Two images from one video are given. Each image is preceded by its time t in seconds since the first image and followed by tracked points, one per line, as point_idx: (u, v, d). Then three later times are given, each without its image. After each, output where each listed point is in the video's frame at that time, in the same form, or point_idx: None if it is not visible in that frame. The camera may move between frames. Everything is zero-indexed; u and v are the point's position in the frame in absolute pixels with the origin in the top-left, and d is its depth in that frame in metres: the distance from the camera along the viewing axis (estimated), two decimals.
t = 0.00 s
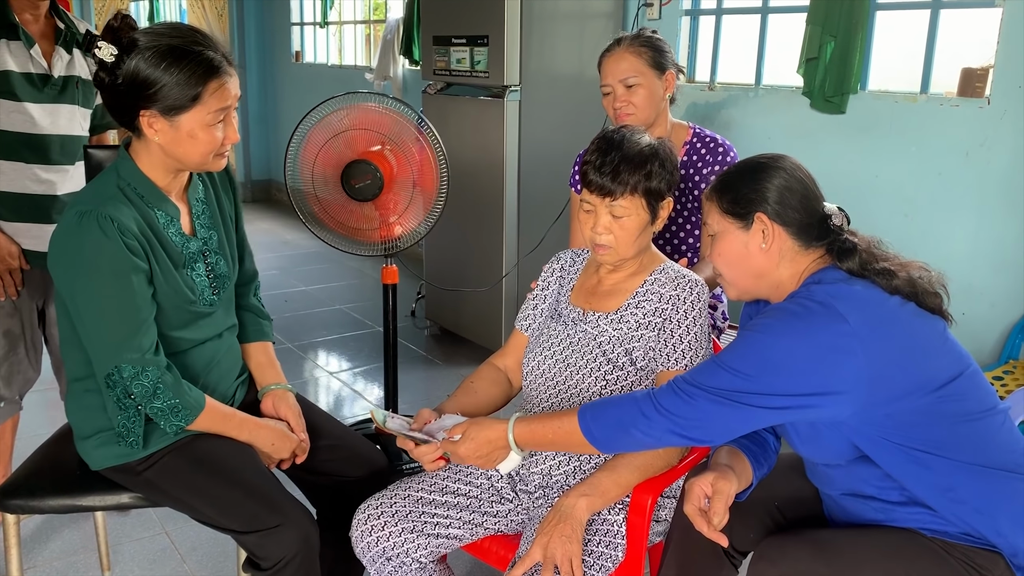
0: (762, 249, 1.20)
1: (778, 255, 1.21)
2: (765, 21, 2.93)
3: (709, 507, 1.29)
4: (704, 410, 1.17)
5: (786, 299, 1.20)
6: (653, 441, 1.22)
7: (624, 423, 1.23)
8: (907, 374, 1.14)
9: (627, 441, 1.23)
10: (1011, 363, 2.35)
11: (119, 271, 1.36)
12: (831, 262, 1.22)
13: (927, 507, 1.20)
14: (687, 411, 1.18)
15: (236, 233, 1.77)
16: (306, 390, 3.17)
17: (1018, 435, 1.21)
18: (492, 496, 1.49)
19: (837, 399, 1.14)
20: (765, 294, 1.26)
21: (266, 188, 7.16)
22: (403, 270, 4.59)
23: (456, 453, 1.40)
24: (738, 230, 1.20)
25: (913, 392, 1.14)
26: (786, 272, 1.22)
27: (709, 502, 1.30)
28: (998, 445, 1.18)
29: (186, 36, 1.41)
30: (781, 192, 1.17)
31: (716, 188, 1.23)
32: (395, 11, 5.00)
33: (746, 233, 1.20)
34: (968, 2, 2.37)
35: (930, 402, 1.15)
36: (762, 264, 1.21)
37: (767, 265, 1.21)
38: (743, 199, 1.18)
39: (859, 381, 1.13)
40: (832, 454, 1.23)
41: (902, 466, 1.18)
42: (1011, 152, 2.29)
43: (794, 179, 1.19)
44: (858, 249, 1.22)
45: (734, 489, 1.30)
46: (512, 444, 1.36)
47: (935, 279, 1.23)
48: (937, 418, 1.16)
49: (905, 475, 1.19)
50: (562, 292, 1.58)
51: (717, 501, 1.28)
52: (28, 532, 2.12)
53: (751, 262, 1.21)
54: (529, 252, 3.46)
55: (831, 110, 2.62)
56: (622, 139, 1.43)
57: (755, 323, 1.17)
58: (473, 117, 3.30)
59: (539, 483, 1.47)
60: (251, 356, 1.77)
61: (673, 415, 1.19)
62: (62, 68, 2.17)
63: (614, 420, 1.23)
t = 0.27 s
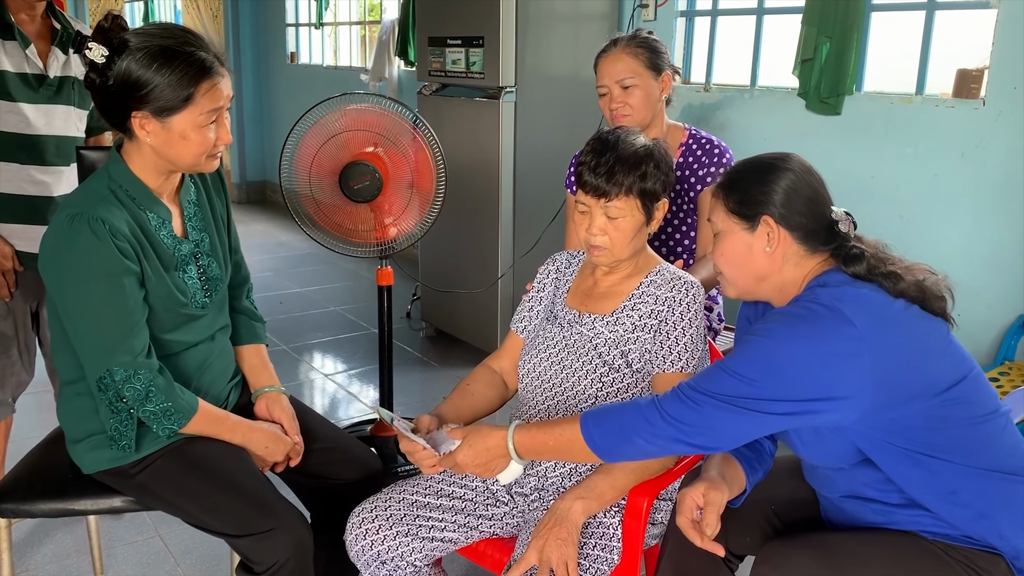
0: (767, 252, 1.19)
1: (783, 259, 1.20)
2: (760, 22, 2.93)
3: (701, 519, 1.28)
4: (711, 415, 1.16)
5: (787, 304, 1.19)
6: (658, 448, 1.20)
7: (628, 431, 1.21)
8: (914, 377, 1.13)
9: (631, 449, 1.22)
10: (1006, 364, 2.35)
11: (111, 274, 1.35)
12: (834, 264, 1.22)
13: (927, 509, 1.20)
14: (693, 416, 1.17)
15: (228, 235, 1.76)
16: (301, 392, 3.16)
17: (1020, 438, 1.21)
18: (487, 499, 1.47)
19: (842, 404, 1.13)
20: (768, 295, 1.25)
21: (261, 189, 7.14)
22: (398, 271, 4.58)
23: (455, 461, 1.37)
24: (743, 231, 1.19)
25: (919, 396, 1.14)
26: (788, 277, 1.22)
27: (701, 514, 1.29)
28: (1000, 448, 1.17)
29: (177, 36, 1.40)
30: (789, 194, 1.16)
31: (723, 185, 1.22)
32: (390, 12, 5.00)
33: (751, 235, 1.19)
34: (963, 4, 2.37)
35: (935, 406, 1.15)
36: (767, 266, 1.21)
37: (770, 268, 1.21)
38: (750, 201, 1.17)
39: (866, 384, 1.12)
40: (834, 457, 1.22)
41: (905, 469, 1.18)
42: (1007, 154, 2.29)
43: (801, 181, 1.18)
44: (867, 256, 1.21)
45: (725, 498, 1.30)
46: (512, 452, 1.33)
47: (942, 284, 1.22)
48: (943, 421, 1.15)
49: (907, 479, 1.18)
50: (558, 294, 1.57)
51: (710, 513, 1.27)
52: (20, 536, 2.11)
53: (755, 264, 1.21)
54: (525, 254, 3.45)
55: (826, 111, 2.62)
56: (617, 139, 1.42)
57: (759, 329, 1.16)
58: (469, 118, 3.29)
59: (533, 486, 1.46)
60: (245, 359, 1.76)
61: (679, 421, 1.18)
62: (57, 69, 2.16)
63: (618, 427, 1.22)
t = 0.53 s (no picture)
0: (784, 255, 1.16)
1: (800, 259, 1.17)
2: (755, 23, 2.93)
3: (678, 530, 1.29)
4: (792, 442, 1.06)
5: (814, 313, 1.14)
6: (744, 489, 1.09)
7: (701, 471, 1.10)
8: (944, 376, 1.12)
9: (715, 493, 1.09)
10: (1002, 364, 2.34)
11: (104, 276, 1.34)
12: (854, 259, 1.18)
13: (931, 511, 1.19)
14: (771, 446, 1.07)
15: (222, 236, 1.75)
16: (297, 394, 3.14)
17: None
18: (483, 500, 1.47)
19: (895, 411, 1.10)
20: (782, 291, 1.23)
21: (255, 190, 7.12)
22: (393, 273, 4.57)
23: (506, 436, 1.24)
24: (761, 230, 1.15)
25: (945, 398, 1.13)
26: (807, 275, 1.19)
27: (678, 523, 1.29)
28: (1009, 450, 1.18)
29: (170, 37, 1.39)
30: (809, 194, 1.12)
31: (744, 177, 1.18)
32: (385, 13, 4.99)
33: (770, 235, 1.15)
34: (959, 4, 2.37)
35: (959, 405, 1.14)
36: (783, 267, 1.18)
37: (785, 268, 1.18)
38: (770, 199, 1.13)
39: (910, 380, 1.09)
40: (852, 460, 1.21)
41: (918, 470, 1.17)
42: (1002, 153, 2.30)
43: (824, 180, 1.13)
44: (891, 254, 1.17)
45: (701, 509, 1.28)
46: (569, 449, 1.19)
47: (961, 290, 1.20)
48: (964, 422, 1.15)
49: (919, 479, 1.18)
50: (554, 295, 1.56)
51: (683, 527, 1.28)
52: (14, 540, 2.09)
53: (769, 262, 1.17)
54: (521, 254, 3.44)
55: (822, 111, 2.62)
56: (613, 139, 1.42)
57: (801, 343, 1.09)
58: (464, 119, 3.28)
59: (530, 487, 1.46)
60: (239, 361, 1.75)
61: (755, 453, 1.08)
62: (53, 70, 2.16)
63: (687, 468, 1.10)
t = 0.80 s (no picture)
0: (790, 262, 1.16)
1: (808, 267, 1.17)
2: (751, 22, 2.93)
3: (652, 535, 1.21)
4: (889, 476, 1.07)
5: (843, 344, 1.15)
6: (884, 526, 1.09)
7: (816, 522, 1.10)
8: (976, 373, 1.12)
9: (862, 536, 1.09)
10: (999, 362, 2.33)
11: (99, 278, 1.33)
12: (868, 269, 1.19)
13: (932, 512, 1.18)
14: (875, 486, 1.08)
15: (218, 238, 1.75)
16: (293, 395, 3.14)
17: None
18: (480, 501, 1.46)
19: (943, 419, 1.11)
20: (791, 297, 1.22)
21: (251, 190, 7.11)
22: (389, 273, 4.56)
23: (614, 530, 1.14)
24: (768, 235, 1.15)
25: (973, 400, 1.12)
26: (816, 283, 1.18)
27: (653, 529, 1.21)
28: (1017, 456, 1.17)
29: (165, 37, 1.39)
30: (819, 200, 1.12)
31: (753, 181, 1.18)
32: (380, 13, 4.98)
33: (776, 241, 1.15)
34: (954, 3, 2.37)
35: (986, 410, 1.14)
36: (790, 273, 1.17)
37: (793, 275, 1.18)
38: (777, 203, 1.13)
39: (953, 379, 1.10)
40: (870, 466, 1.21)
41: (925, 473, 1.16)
42: (998, 152, 2.30)
43: (833, 184, 1.13)
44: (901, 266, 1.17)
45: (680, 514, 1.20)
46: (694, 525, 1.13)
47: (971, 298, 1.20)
48: (981, 428, 1.14)
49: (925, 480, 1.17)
50: (551, 295, 1.56)
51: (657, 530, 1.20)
52: (9, 542, 2.08)
53: (775, 268, 1.17)
54: (517, 254, 3.43)
55: (818, 111, 2.62)
56: (609, 139, 1.41)
57: (847, 384, 1.10)
58: (460, 119, 3.28)
59: (527, 487, 1.46)
60: (235, 362, 1.74)
61: (862, 494, 1.08)
62: (49, 72, 2.15)
63: (796, 522, 1.10)
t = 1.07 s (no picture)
0: (790, 276, 1.15)
1: (808, 280, 1.16)
2: (747, 20, 2.93)
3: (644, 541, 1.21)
4: (879, 488, 1.08)
5: (843, 350, 1.15)
6: (874, 538, 1.09)
7: (804, 532, 1.11)
8: (976, 380, 1.11)
9: (850, 547, 1.10)
10: (994, 361, 2.33)
11: (92, 277, 1.33)
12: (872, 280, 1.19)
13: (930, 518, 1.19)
14: (867, 498, 1.08)
15: (212, 236, 1.74)
16: (289, 394, 3.13)
17: None
18: (475, 501, 1.45)
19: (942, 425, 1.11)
20: (792, 309, 1.21)
21: (247, 189, 7.09)
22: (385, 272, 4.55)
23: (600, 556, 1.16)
24: (767, 248, 1.14)
25: (975, 406, 1.12)
26: (817, 296, 1.17)
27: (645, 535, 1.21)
28: (1017, 461, 1.17)
29: (157, 36, 1.38)
30: (818, 213, 1.11)
31: (751, 192, 1.16)
32: (375, 12, 4.97)
33: (775, 255, 1.14)
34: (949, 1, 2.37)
35: (986, 416, 1.14)
36: (790, 287, 1.16)
37: (795, 288, 1.17)
38: (776, 216, 1.12)
39: (950, 388, 1.08)
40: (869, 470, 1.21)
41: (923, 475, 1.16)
42: (993, 149, 2.30)
43: (833, 197, 1.11)
44: (905, 278, 1.16)
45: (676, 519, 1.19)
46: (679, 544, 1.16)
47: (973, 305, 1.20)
48: (982, 433, 1.14)
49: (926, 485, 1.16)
50: (546, 293, 1.55)
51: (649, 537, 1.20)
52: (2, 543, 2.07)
53: (774, 282, 1.16)
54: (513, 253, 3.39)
55: (813, 109, 2.62)
56: (604, 138, 1.41)
57: (842, 392, 1.11)
58: (456, 118, 3.28)
59: (521, 487, 1.45)
60: (229, 362, 1.73)
61: (852, 505, 1.09)
62: (42, 71, 2.15)
63: (784, 530, 1.12)
